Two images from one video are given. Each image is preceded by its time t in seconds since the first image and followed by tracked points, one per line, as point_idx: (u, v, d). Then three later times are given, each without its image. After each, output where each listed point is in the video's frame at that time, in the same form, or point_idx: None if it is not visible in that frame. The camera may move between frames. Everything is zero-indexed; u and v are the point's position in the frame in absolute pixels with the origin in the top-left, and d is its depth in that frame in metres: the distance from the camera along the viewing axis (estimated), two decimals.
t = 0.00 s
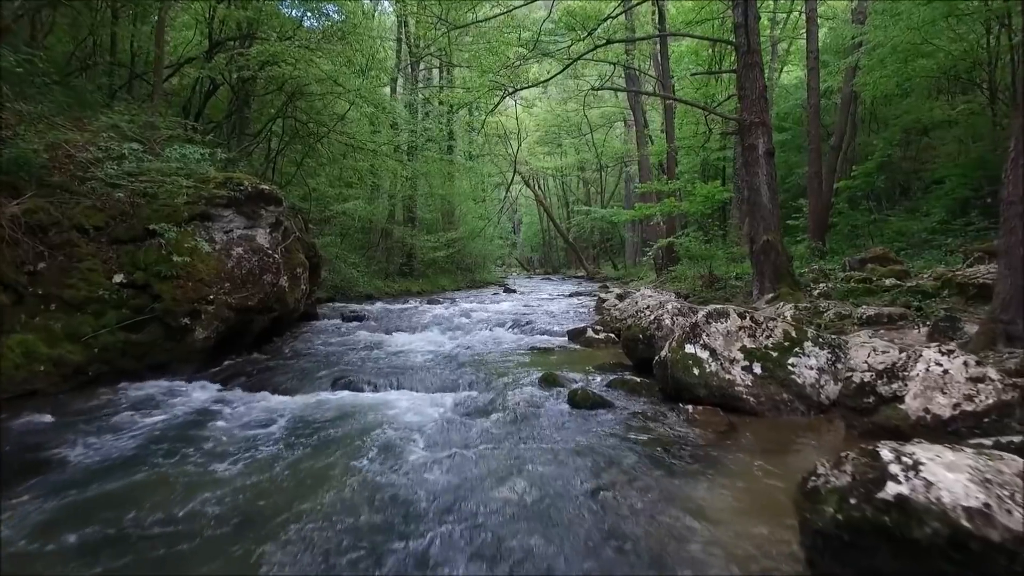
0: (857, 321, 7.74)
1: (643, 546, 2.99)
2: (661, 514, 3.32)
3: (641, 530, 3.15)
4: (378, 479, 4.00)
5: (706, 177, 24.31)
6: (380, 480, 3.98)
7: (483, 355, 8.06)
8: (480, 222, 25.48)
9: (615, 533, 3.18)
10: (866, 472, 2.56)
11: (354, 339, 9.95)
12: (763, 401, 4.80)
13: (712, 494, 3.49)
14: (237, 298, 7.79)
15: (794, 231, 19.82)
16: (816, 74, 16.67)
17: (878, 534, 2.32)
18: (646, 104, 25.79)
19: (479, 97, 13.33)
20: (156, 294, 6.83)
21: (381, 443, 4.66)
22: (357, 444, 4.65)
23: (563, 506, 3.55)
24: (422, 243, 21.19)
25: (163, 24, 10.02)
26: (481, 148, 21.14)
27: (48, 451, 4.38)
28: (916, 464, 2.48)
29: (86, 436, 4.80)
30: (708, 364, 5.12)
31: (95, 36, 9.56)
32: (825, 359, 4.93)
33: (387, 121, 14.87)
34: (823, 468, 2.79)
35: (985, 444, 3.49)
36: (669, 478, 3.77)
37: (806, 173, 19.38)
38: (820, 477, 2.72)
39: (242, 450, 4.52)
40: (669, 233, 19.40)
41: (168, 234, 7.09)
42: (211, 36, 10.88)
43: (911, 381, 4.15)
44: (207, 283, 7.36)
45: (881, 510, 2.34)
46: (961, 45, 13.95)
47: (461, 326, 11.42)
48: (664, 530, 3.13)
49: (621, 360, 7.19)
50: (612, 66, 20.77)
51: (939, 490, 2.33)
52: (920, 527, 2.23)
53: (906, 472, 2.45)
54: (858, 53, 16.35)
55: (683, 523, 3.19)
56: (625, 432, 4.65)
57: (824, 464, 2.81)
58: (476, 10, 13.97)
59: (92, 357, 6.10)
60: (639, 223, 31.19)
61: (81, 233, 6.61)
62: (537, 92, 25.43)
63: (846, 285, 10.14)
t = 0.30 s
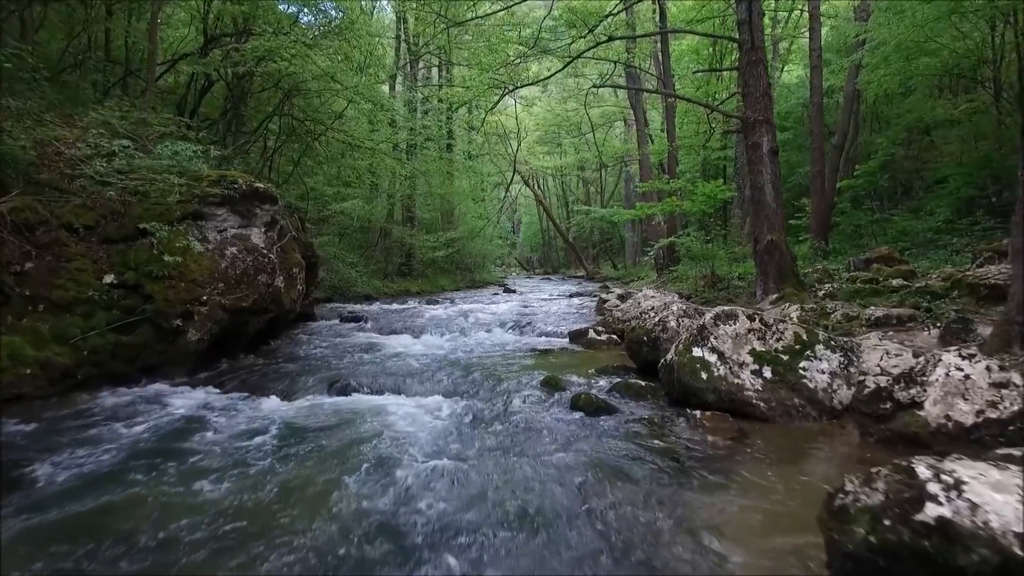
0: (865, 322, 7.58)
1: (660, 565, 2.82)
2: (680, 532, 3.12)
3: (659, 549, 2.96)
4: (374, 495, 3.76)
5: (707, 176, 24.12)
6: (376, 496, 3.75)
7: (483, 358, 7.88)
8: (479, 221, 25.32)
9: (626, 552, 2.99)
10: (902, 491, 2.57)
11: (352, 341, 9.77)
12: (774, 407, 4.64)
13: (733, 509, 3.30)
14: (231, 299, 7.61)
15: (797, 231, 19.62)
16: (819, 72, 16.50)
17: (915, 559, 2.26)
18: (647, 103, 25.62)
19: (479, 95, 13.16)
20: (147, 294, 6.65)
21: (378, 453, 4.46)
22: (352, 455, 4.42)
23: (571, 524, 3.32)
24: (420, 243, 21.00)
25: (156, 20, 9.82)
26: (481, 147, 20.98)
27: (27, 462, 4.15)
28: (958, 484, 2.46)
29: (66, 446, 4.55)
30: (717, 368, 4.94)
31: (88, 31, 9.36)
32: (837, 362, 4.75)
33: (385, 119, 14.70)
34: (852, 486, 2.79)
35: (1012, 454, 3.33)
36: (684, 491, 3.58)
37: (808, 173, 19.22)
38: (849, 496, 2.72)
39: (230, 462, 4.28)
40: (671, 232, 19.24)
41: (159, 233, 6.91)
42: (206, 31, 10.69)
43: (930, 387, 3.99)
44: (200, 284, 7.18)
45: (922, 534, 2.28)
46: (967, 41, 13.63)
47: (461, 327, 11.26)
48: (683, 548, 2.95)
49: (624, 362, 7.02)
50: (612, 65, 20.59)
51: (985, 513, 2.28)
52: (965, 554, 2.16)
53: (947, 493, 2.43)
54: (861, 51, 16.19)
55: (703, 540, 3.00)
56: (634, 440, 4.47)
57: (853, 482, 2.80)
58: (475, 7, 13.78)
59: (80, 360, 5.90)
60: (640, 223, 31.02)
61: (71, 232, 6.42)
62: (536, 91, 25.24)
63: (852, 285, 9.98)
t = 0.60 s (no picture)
0: (872, 323, 7.43)
1: None
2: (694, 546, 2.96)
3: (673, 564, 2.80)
4: (370, 511, 3.55)
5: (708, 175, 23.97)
6: (371, 512, 3.54)
7: (484, 359, 7.74)
8: (479, 221, 25.18)
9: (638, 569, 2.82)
10: (937, 510, 2.47)
11: (351, 342, 9.62)
12: (784, 411, 4.48)
13: (747, 519, 3.14)
14: (225, 300, 7.45)
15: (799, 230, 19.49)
16: (821, 70, 16.35)
17: None
18: (648, 103, 25.47)
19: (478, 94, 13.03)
20: (139, 295, 6.49)
21: (375, 463, 4.28)
22: (348, 467, 4.22)
23: (579, 542, 3.12)
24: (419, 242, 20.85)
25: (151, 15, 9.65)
26: (481, 147, 20.81)
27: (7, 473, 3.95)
28: (1001, 503, 2.32)
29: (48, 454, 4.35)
30: (724, 371, 4.79)
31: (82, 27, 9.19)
32: (848, 365, 4.61)
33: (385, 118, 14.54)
34: (880, 502, 2.71)
35: None
36: (696, 501, 3.42)
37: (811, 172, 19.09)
38: (877, 513, 2.65)
39: (220, 474, 4.07)
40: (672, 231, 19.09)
41: (151, 232, 6.75)
42: (201, 27, 10.51)
43: (949, 392, 3.83)
44: (193, 284, 7.01)
45: (964, 558, 2.22)
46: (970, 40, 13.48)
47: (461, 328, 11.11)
48: (699, 563, 2.79)
49: (627, 364, 6.88)
50: (613, 64, 20.44)
51: None
52: None
53: (989, 514, 2.31)
54: (864, 50, 16.04)
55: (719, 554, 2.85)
56: (641, 446, 4.32)
57: (882, 497, 2.72)
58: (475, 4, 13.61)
59: (71, 362, 5.73)
60: (640, 222, 30.87)
61: (61, 232, 6.25)
62: (536, 90, 25.09)
63: (857, 285, 9.84)
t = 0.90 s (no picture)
0: (881, 325, 7.27)
1: None
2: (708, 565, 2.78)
3: None
4: (363, 534, 3.28)
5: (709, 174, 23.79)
6: (364, 535, 3.27)
7: (483, 362, 7.58)
8: (478, 220, 25.02)
9: None
10: (986, 535, 2.45)
11: (348, 343, 9.46)
12: (796, 416, 4.31)
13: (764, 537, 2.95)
14: (218, 301, 7.27)
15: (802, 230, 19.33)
16: (824, 68, 16.19)
17: None
18: (648, 102, 25.30)
19: (478, 92, 12.87)
20: (130, 296, 6.29)
21: (371, 474, 4.09)
22: (342, 483, 3.96)
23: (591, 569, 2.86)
24: (418, 242, 20.66)
25: (145, 11, 9.46)
26: (480, 146, 20.62)
27: None
28: None
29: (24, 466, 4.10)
30: (734, 375, 4.62)
31: (75, 22, 9.00)
32: (862, 369, 4.45)
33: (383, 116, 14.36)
34: (918, 524, 2.68)
35: None
36: (708, 517, 3.23)
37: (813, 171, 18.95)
38: (915, 535, 2.61)
39: (203, 491, 3.81)
40: (673, 231, 18.94)
41: (142, 230, 6.56)
42: (195, 22, 10.31)
43: (972, 399, 3.68)
44: (185, 284, 6.82)
45: None
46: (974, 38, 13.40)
47: (460, 329, 10.94)
48: None
49: (630, 366, 6.71)
50: (613, 62, 20.26)
51: None
52: None
53: None
54: (867, 48, 15.90)
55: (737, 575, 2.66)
56: (648, 455, 4.14)
57: (920, 520, 2.70)
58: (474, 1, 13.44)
59: (59, 365, 5.53)
60: (640, 222, 30.71)
61: (49, 231, 6.06)
62: (536, 89, 24.92)
63: (863, 286, 9.69)
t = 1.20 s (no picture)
0: (889, 326, 7.13)
1: None
2: None
3: None
4: (362, 557, 3.00)
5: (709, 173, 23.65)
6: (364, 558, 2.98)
7: (484, 364, 7.44)
8: (478, 220, 24.89)
9: None
10: None
11: (346, 344, 9.31)
12: (807, 421, 4.17)
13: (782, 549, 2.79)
14: (212, 301, 7.10)
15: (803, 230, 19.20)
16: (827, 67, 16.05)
17: None
18: (648, 101, 25.15)
19: (477, 91, 12.74)
20: (121, 297, 6.13)
21: (368, 482, 3.91)
22: (338, 498, 3.69)
23: None
24: (417, 242, 20.53)
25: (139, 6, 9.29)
26: (480, 145, 20.48)
27: None
28: None
29: None
30: (743, 378, 4.47)
31: (69, 19, 8.83)
32: (875, 372, 4.31)
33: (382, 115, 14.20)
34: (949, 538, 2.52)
35: None
36: (722, 528, 3.07)
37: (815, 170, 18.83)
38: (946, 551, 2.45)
39: (187, 507, 3.52)
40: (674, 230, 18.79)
41: (134, 229, 6.39)
42: (191, 18, 10.14)
43: (993, 404, 3.52)
44: (179, 284, 6.65)
45: None
46: (977, 36, 13.27)
47: (460, 330, 10.80)
48: None
49: (634, 368, 6.58)
50: (613, 60, 20.13)
51: None
52: None
53: None
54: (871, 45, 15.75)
55: None
56: (654, 462, 4.00)
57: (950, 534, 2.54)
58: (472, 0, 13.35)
59: (47, 368, 5.40)
60: (640, 222, 30.60)
61: (39, 230, 5.91)
62: (536, 89, 24.80)
63: (868, 286, 9.55)
